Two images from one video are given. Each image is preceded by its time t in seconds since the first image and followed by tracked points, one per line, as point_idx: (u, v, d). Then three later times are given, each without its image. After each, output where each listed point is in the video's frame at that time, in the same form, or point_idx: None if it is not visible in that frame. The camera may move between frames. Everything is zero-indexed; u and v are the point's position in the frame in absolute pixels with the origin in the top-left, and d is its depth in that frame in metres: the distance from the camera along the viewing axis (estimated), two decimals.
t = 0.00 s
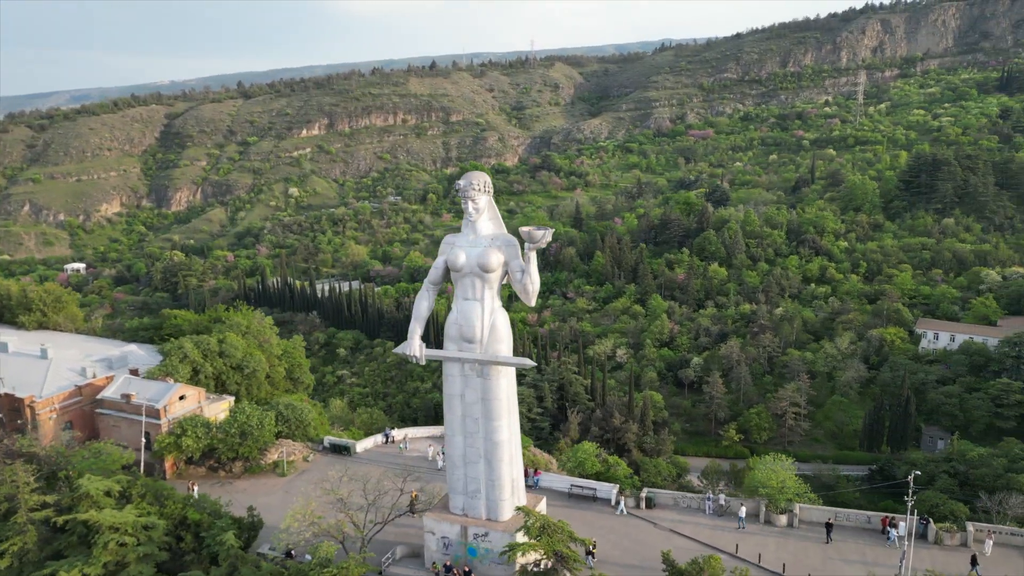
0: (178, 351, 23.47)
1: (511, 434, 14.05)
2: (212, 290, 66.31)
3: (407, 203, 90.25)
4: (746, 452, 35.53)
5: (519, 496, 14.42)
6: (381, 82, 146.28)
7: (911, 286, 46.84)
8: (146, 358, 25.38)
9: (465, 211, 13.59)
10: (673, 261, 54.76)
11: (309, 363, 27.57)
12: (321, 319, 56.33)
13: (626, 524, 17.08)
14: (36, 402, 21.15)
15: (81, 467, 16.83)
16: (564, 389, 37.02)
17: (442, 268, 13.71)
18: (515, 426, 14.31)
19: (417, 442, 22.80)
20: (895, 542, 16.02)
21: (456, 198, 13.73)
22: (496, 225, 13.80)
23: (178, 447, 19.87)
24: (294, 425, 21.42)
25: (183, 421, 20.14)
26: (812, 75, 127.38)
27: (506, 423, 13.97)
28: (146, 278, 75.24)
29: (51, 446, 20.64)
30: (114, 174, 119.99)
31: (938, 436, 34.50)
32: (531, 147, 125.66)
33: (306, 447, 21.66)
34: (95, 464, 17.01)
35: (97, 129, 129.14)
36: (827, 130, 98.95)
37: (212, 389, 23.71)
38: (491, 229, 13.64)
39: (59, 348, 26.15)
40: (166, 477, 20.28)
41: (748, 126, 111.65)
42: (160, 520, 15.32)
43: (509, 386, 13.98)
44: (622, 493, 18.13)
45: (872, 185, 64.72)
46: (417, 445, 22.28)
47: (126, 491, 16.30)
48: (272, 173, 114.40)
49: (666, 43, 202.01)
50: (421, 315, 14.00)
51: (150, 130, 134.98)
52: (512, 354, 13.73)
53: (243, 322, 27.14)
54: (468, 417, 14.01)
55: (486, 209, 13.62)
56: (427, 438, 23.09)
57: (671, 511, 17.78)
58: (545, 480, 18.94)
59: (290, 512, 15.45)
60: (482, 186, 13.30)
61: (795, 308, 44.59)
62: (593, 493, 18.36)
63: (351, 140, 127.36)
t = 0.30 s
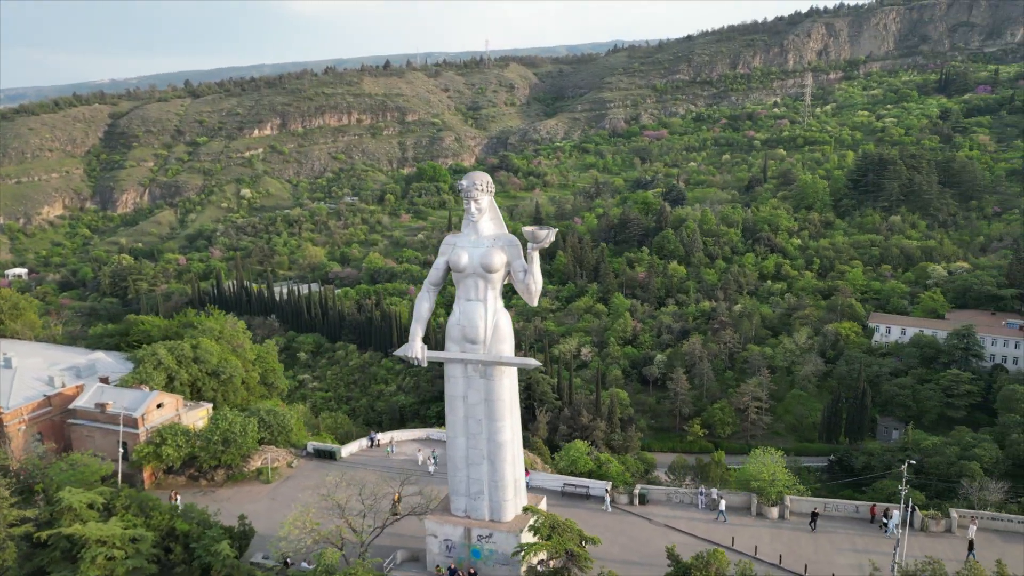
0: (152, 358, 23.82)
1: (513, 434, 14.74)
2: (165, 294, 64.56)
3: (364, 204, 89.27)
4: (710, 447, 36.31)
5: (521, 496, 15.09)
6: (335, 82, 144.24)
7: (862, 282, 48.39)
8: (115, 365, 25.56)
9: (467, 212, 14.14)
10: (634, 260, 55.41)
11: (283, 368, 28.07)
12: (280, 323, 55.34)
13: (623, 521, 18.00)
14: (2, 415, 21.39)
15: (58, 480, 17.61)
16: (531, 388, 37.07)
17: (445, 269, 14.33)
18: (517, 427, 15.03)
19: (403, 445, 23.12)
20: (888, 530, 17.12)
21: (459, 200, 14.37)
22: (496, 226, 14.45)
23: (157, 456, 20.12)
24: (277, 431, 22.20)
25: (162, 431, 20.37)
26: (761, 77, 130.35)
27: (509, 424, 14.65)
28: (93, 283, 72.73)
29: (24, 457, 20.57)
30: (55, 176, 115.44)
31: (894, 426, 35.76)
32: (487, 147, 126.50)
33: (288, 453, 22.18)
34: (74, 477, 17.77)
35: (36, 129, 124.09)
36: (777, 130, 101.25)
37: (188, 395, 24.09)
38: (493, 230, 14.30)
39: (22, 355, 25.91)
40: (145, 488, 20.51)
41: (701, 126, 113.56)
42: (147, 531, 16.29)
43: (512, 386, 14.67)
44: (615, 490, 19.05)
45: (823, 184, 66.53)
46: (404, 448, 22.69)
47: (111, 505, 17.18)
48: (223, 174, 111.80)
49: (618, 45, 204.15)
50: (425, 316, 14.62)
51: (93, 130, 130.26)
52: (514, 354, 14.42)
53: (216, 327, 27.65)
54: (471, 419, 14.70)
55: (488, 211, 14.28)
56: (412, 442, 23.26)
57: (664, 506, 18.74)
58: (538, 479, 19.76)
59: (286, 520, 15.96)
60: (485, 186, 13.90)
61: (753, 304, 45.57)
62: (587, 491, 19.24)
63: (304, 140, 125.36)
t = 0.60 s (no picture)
0: (126, 364, 24.47)
1: (514, 434, 15.01)
2: (113, 300, 62.48)
3: (319, 205, 87.94)
4: (675, 443, 36.87)
5: (522, 496, 15.37)
6: (286, 81, 141.71)
7: (816, 278, 49.78)
8: (82, 373, 25.96)
9: (468, 211, 14.42)
10: (595, 259, 55.87)
11: (253, 373, 29.39)
12: (237, 327, 54.07)
13: (616, 516, 18.54)
14: None
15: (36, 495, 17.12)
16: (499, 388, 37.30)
17: (447, 269, 14.54)
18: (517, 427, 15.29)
19: (387, 449, 23.76)
20: (880, 520, 18.11)
21: (460, 200, 14.60)
22: (497, 226, 14.72)
23: (136, 466, 20.02)
24: (260, 437, 22.13)
25: (142, 440, 20.33)
26: (711, 79, 132.93)
27: (511, 424, 14.90)
28: (36, 289, 69.91)
29: None
30: None
31: (850, 417, 36.73)
32: (443, 148, 126.18)
33: (271, 460, 22.48)
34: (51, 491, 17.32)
35: None
36: (728, 131, 103.35)
37: (162, 402, 24.90)
38: (494, 230, 14.58)
39: None
40: (122, 498, 20.36)
41: (654, 127, 115.14)
42: (134, 544, 16.04)
43: (513, 386, 14.94)
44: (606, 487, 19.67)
45: (775, 184, 68.13)
46: (388, 453, 23.28)
47: (95, 517, 16.79)
48: (171, 175, 108.72)
49: (571, 46, 205.71)
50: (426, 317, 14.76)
51: (30, 129, 124.99)
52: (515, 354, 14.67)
53: (187, 332, 28.67)
54: (473, 419, 14.94)
55: (489, 211, 14.56)
56: (397, 445, 23.98)
57: (656, 501, 19.38)
58: (530, 478, 20.34)
59: (283, 527, 15.95)
60: (486, 186, 14.25)
61: (713, 301, 46.41)
62: (578, 488, 19.84)
63: (255, 140, 122.87)
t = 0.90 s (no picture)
0: (95, 371, 24.09)
1: (515, 433, 15.01)
2: (58, 305, 60.24)
3: (273, 206, 86.25)
4: (639, 438, 37.36)
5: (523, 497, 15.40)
6: (235, 79, 138.57)
7: (771, 275, 51.03)
8: (50, 383, 25.86)
9: (469, 210, 14.37)
10: (556, 258, 56.22)
11: (225, 378, 28.88)
12: (192, 332, 52.69)
13: (610, 513, 18.90)
14: None
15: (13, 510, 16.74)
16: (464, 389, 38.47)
17: (448, 268, 14.47)
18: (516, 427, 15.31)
19: (371, 451, 23.62)
20: (871, 508, 18.83)
21: (459, 199, 14.56)
22: (496, 225, 14.70)
23: (113, 476, 19.62)
24: (239, 443, 21.98)
25: (118, 449, 19.91)
26: (663, 80, 134.92)
27: (512, 425, 14.89)
28: None
29: None
30: None
31: (807, 410, 37.96)
32: (398, 147, 125.34)
33: (253, 465, 22.14)
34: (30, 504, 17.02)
35: None
36: (681, 131, 105.13)
37: (136, 408, 24.45)
38: (494, 229, 14.57)
39: None
40: (99, 509, 19.97)
41: (609, 127, 116.23)
42: (121, 556, 15.76)
43: (513, 386, 14.95)
44: (597, 484, 19.97)
45: (729, 183, 69.51)
46: (372, 455, 23.11)
47: (79, 531, 16.45)
48: (115, 176, 105.01)
49: (524, 46, 206.40)
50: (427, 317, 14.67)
51: None
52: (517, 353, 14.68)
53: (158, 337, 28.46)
54: (474, 419, 14.89)
55: (489, 209, 14.54)
56: (381, 448, 23.86)
57: (647, 497, 19.79)
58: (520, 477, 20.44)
59: (281, 535, 15.65)
60: (487, 185, 14.22)
61: (673, 299, 47.13)
62: (570, 486, 20.05)
63: (204, 140, 119.86)
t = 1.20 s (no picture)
0: (66, 380, 24.00)
1: (516, 433, 14.95)
2: None
3: (225, 208, 84.18)
4: (606, 435, 37.72)
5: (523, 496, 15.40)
6: (182, 78, 134.87)
7: (728, 272, 52.11)
8: (16, 392, 25.96)
9: (469, 209, 14.41)
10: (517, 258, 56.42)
11: (195, 386, 28.62)
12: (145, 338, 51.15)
13: (603, 509, 19.15)
14: None
15: None
16: (430, 389, 38.68)
17: (447, 269, 14.46)
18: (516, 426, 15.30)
19: (356, 455, 23.37)
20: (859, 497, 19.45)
21: (457, 199, 14.56)
22: (495, 224, 14.71)
23: (89, 487, 19.31)
24: (219, 450, 21.56)
25: (94, 459, 19.68)
26: (616, 81, 136.44)
27: (513, 425, 14.85)
28: None
29: None
30: None
31: (767, 404, 38.85)
32: (353, 148, 124.04)
33: (235, 473, 21.80)
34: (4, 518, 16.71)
35: None
36: (636, 132, 106.51)
37: (107, 417, 24.31)
38: (493, 228, 14.58)
39: None
40: (75, 521, 19.61)
41: (564, 128, 116.89)
42: (108, 570, 15.34)
43: (514, 386, 14.93)
44: (588, 481, 20.14)
45: (684, 182, 70.61)
46: (356, 459, 22.90)
47: (62, 544, 16.28)
48: (57, 178, 100.31)
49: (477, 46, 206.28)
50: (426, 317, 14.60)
51: None
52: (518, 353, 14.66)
53: (127, 344, 28.71)
54: (475, 419, 14.80)
55: (487, 208, 14.55)
56: (365, 451, 23.64)
57: (637, 493, 20.07)
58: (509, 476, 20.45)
59: (278, 542, 15.44)
60: (487, 184, 14.24)
61: (633, 298, 47.68)
62: (561, 483, 20.14)
63: (151, 141, 116.25)
